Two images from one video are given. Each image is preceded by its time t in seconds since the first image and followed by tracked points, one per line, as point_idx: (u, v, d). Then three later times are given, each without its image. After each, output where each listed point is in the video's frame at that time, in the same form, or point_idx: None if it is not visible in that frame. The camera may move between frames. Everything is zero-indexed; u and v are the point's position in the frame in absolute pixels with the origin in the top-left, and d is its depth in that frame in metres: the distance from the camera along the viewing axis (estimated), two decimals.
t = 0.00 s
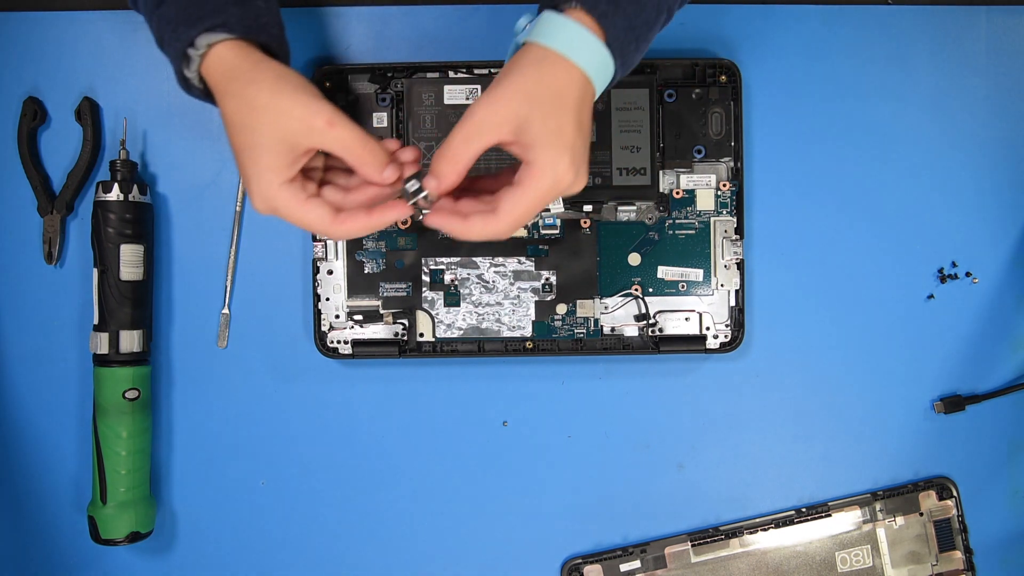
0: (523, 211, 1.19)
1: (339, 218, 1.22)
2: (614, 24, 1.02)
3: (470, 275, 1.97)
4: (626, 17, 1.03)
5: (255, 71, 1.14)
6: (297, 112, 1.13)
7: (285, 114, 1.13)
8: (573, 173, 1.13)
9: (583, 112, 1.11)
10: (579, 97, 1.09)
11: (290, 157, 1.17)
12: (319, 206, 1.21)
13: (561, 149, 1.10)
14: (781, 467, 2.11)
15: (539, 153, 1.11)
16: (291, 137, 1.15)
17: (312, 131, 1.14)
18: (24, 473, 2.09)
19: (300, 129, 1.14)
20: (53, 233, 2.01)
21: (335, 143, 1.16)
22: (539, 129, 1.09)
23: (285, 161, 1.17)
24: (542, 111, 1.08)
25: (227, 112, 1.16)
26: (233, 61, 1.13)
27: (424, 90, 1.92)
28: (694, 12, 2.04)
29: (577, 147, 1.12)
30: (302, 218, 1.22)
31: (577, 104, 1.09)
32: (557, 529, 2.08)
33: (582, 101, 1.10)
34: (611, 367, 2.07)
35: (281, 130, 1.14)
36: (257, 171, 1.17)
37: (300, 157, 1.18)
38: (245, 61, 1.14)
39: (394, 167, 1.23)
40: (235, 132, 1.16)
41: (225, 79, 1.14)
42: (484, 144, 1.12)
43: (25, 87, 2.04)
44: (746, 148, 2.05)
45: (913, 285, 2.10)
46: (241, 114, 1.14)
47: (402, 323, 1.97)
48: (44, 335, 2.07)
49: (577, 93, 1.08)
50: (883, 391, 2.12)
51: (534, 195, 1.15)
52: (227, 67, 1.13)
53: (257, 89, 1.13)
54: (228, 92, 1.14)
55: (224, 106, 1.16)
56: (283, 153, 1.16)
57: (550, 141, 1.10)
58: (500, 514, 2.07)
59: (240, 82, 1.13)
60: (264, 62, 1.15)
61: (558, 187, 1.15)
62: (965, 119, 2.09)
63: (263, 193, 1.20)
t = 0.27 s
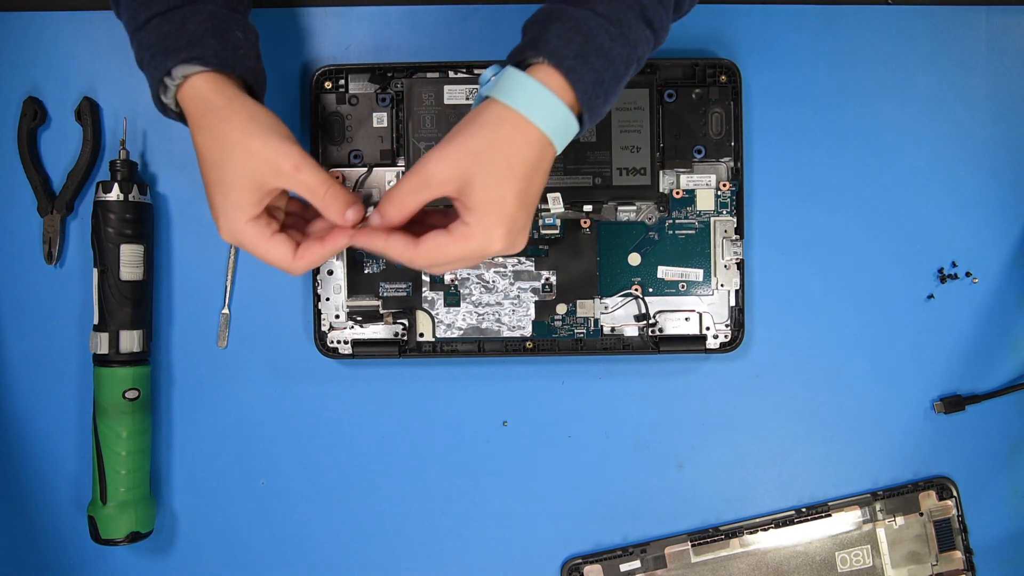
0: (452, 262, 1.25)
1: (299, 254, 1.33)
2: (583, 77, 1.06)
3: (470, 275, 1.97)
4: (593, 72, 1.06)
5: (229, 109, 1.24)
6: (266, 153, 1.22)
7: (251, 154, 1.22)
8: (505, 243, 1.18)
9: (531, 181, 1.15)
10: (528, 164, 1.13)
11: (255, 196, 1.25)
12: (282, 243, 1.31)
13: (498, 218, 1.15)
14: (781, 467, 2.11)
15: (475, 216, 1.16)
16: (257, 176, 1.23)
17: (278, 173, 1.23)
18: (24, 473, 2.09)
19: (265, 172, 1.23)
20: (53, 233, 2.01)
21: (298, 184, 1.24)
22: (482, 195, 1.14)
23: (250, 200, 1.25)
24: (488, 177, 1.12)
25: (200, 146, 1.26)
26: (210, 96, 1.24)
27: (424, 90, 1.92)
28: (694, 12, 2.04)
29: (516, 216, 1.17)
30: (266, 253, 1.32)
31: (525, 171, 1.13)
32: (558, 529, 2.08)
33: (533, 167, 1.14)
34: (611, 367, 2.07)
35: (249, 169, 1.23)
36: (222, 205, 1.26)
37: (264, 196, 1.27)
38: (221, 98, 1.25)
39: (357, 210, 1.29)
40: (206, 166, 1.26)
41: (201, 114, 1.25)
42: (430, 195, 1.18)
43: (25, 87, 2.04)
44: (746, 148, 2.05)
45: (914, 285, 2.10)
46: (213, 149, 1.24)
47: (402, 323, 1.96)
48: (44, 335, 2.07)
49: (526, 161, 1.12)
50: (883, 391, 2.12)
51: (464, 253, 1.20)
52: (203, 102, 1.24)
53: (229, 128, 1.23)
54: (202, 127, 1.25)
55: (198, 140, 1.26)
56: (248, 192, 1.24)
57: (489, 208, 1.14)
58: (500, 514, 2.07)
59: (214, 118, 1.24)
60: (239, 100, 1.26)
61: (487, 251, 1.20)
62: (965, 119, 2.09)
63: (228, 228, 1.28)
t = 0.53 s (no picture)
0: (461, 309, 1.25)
1: (225, 300, 1.36)
2: (556, 106, 1.14)
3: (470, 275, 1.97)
4: (566, 101, 1.15)
5: (206, 143, 1.32)
6: (225, 196, 1.29)
7: (214, 190, 1.29)
8: (498, 272, 1.20)
9: (514, 207, 1.20)
10: (508, 192, 1.18)
11: (201, 231, 1.30)
12: (212, 283, 1.34)
13: (486, 249, 1.18)
14: (781, 467, 2.11)
15: (467, 251, 1.18)
16: (208, 213, 1.29)
17: (229, 217, 1.29)
18: (23, 473, 2.09)
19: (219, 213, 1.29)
20: (53, 233, 2.01)
21: (239, 231, 1.29)
22: (468, 229, 1.18)
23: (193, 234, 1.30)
24: (472, 210, 1.17)
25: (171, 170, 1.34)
26: (194, 128, 1.33)
27: (424, 89, 1.92)
28: (694, 12, 2.04)
29: (507, 245, 1.20)
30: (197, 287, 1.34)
31: (507, 198, 1.18)
32: (558, 529, 2.08)
33: (514, 194, 1.19)
34: (611, 367, 2.07)
35: (204, 204, 1.29)
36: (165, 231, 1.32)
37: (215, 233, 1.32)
38: (202, 130, 1.33)
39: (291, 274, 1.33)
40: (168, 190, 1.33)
41: (181, 140, 1.33)
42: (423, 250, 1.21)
43: (25, 87, 2.04)
44: (745, 148, 2.05)
45: (913, 285, 2.10)
46: (180, 176, 1.32)
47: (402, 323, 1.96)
48: (44, 335, 2.07)
49: (506, 188, 1.17)
50: (883, 391, 2.12)
51: (467, 293, 1.22)
52: (187, 130, 1.33)
53: (200, 161, 1.30)
54: (179, 152, 1.33)
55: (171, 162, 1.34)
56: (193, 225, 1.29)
57: (478, 240, 1.18)
58: (500, 514, 2.07)
59: (190, 149, 1.32)
60: (218, 137, 1.33)
61: (485, 285, 1.22)
62: (965, 119, 2.09)
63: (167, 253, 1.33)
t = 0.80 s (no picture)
0: (482, 309, 1.43)
1: (257, 329, 1.62)
2: (565, 126, 1.35)
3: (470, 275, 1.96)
4: (574, 121, 1.35)
5: (233, 188, 1.51)
6: (258, 240, 1.49)
7: (246, 236, 1.49)
8: (514, 272, 1.37)
9: (527, 215, 1.39)
10: (517, 204, 1.39)
11: (232, 270, 1.51)
12: (245, 315, 1.58)
13: (499, 254, 1.37)
14: (781, 467, 2.11)
15: (483, 255, 1.38)
16: (239, 253, 1.49)
17: (262, 258, 1.50)
18: (24, 473, 2.09)
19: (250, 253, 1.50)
20: (53, 233, 2.01)
21: (273, 270, 1.52)
22: (485, 237, 1.39)
23: (225, 273, 1.50)
24: (488, 221, 1.39)
25: (197, 210, 1.51)
26: (220, 175, 1.51)
27: (424, 89, 1.92)
28: (694, 12, 2.04)
29: (520, 249, 1.38)
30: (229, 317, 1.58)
31: (518, 209, 1.39)
32: (558, 529, 2.08)
33: (526, 205, 1.40)
34: (611, 367, 2.07)
35: (235, 245, 1.48)
36: (197, 268, 1.50)
37: (244, 271, 1.53)
38: (227, 176, 1.52)
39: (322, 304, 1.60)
40: (195, 229, 1.50)
41: (206, 184, 1.51)
42: (450, 258, 1.47)
43: (25, 87, 2.04)
44: (745, 148, 2.05)
45: (913, 285, 2.10)
46: (208, 218, 1.50)
47: (402, 323, 1.96)
48: (44, 335, 2.07)
49: (518, 202, 1.39)
50: (883, 391, 2.12)
51: (484, 294, 1.40)
52: (212, 174, 1.51)
53: (229, 206, 1.49)
54: (205, 195, 1.50)
55: (196, 204, 1.51)
56: (225, 265, 1.49)
57: (493, 245, 1.38)
58: (500, 514, 2.07)
59: (218, 194, 1.50)
60: (244, 183, 1.53)
61: (501, 285, 1.39)
62: (965, 118, 2.09)
63: (200, 290, 1.52)
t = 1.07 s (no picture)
0: (455, 307, 1.40)
1: (282, 335, 1.63)
2: (556, 133, 1.35)
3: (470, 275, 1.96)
4: (565, 128, 1.35)
5: (242, 202, 1.50)
6: (271, 256, 1.49)
7: (258, 251, 1.48)
8: (488, 271, 1.34)
9: (509, 216, 1.37)
10: (501, 205, 1.37)
11: (247, 285, 1.51)
12: (265, 326, 1.59)
13: (476, 252, 1.34)
14: (781, 467, 2.11)
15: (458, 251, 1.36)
16: (253, 269, 1.49)
17: (275, 273, 1.50)
18: (23, 473, 2.09)
19: (262, 269, 1.49)
20: (53, 233, 2.01)
21: (286, 284, 1.52)
22: (465, 233, 1.37)
23: (239, 290, 1.51)
24: (469, 218, 1.38)
25: (204, 227, 1.50)
26: (224, 189, 1.49)
27: (424, 89, 1.92)
28: (694, 12, 2.04)
29: (498, 248, 1.35)
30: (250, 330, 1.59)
31: (501, 210, 1.37)
32: (558, 529, 2.08)
33: (510, 206, 1.37)
34: (611, 367, 2.07)
35: (247, 261, 1.48)
36: (211, 286, 1.50)
37: (257, 285, 1.53)
38: (234, 190, 1.50)
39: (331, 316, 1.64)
40: (204, 246, 1.49)
41: (212, 200, 1.49)
42: (434, 252, 1.47)
43: (25, 87, 2.04)
44: (745, 148, 2.05)
45: (913, 285, 2.10)
46: (217, 234, 1.48)
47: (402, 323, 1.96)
48: (44, 335, 2.07)
49: (501, 202, 1.36)
50: (883, 391, 2.12)
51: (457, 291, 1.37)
52: (219, 189, 1.49)
53: (239, 222, 1.48)
54: (212, 211, 1.48)
55: (203, 220, 1.50)
56: (238, 282, 1.49)
57: (469, 242, 1.35)
58: (500, 514, 2.07)
59: (225, 209, 1.48)
60: (252, 196, 1.52)
61: (475, 283, 1.36)
62: (965, 119, 2.09)
63: (217, 306, 1.53)
